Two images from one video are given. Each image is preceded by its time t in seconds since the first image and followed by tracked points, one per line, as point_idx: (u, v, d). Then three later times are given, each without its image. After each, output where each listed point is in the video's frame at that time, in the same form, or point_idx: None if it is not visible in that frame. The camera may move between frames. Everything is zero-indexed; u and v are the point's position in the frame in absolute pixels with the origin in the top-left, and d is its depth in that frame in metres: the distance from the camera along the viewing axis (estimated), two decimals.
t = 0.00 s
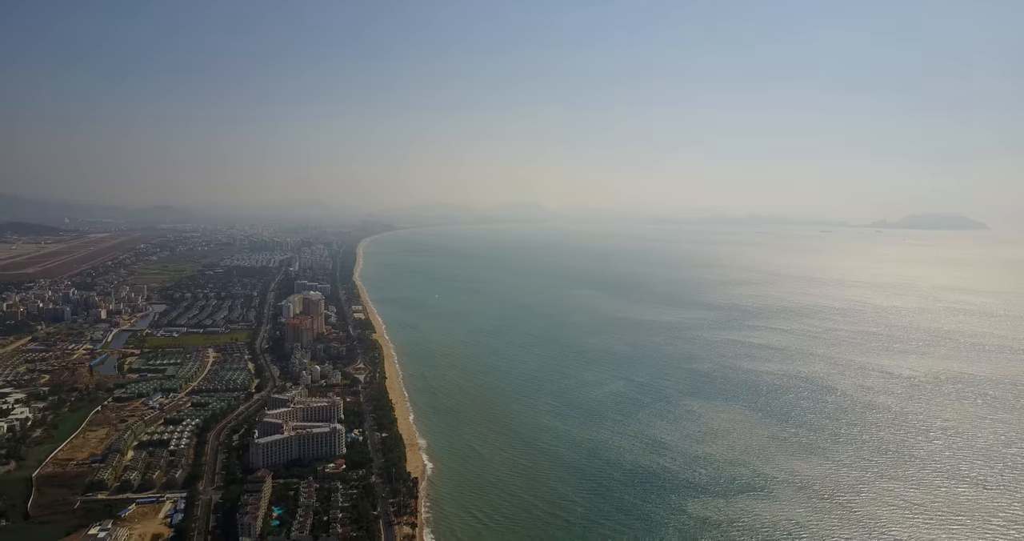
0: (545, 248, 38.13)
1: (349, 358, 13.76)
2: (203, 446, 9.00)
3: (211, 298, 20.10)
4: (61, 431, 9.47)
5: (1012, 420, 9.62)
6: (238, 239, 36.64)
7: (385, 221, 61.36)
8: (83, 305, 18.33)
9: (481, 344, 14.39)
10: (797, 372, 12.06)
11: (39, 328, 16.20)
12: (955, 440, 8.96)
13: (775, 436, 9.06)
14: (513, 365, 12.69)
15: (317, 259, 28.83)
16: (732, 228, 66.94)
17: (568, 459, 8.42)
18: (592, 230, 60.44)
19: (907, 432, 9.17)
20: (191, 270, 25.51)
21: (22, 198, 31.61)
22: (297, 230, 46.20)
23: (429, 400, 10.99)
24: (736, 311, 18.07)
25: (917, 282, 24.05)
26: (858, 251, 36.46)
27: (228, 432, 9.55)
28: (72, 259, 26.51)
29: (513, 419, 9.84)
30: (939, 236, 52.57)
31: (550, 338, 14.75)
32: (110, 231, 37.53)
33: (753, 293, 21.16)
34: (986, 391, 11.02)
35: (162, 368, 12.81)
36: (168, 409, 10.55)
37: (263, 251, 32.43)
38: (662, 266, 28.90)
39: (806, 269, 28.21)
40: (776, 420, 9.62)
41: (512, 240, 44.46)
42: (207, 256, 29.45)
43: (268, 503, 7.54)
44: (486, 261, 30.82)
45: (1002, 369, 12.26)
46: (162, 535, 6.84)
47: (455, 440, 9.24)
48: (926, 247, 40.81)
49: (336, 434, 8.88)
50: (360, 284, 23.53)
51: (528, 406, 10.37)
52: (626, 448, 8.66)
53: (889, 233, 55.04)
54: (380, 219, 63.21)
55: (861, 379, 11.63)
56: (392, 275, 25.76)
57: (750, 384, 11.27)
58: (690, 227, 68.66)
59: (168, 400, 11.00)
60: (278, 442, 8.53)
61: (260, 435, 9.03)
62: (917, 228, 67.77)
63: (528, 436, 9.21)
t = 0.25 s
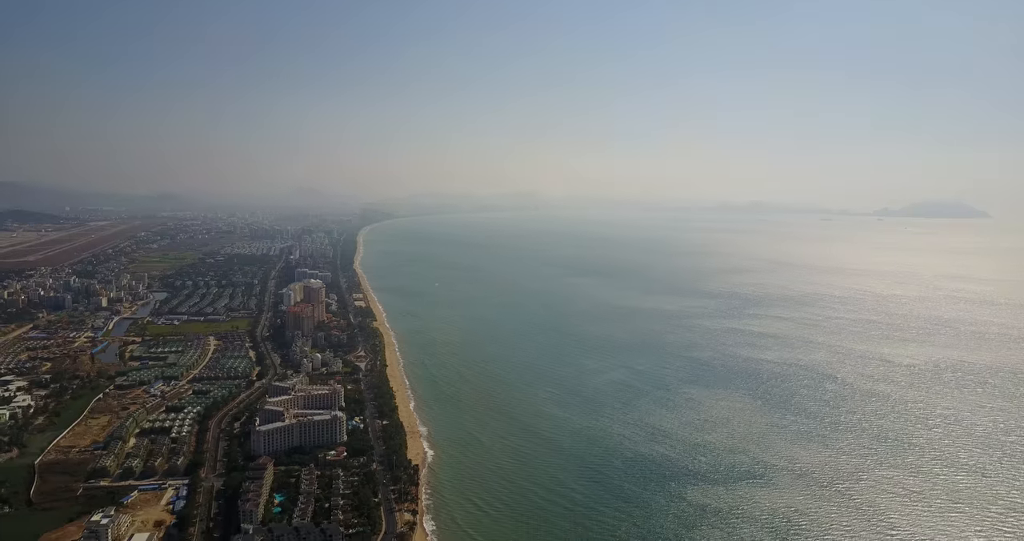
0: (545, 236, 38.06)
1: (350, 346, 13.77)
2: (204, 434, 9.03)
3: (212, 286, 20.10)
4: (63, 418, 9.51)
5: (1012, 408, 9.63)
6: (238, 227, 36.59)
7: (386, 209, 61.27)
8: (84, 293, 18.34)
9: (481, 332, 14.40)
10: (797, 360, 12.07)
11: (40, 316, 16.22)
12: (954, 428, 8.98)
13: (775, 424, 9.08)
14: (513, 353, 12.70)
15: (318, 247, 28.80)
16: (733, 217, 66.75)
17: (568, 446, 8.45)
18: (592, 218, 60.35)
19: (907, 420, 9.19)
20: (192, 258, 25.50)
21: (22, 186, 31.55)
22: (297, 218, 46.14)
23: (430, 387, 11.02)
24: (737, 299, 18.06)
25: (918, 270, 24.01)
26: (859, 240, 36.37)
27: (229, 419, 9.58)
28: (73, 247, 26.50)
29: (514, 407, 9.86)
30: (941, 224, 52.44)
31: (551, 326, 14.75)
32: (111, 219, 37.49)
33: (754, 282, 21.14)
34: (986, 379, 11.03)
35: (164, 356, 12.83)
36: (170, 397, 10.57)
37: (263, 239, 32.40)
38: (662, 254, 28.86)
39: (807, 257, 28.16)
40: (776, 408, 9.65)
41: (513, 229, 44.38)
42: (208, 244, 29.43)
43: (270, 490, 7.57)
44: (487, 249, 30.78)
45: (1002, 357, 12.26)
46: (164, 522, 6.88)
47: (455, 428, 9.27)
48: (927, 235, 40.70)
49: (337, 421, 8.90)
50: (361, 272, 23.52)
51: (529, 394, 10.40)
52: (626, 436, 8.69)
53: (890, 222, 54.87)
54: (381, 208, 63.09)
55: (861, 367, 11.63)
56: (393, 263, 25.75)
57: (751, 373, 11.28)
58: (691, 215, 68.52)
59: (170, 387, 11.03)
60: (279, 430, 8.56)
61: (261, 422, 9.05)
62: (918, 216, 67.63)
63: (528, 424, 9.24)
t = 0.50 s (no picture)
0: (546, 225, 38.02)
1: (351, 334, 13.79)
2: (206, 421, 9.05)
3: (213, 274, 20.10)
4: (65, 406, 9.54)
5: (1011, 397, 9.65)
6: (239, 216, 36.53)
7: (386, 197, 61.19)
8: (85, 281, 18.35)
9: (482, 320, 14.42)
10: (797, 349, 12.09)
11: (42, 304, 16.24)
12: (954, 416, 9.01)
13: (775, 412, 9.11)
14: (514, 341, 12.72)
15: (319, 236, 28.78)
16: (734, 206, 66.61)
17: (569, 435, 8.47)
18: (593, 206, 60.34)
19: (907, 409, 9.22)
20: (193, 247, 25.49)
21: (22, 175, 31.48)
22: (298, 206, 46.08)
23: (431, 376, 11.05)
24: (738, 287, 18.06)
25: (919, 259, 23.99)
26: (860, 229, 36.31)
27: (230, 407, 9.60)
28: (73, 236, 26.48)
29: (515, 396, 9.89)
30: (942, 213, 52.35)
31: (552, 314, 14.76)
32: (111, 207, 37.45)
33: (755, 270, 21.12)
34: (986, 367, 11.05)
35: (165, 344, 12.85)
36: (171, 384, 10.60)
37: (264, 228, 32.37)
38: (663, 243, 28.83)
39: (808, 246, 28.13)
40: (776, 397, 9.67)
41: (513, 217, 44.30)
42: (209, 233, 29.41)
43: (272, 477, 7.61)
44: (487, 238, 30.76)
45: (1003, 346, 12.27)
46: (166, 509, 6.91)
47: (456, 416, 9.30)
48: (928, 224, 40.62)
49: (338, 409, 8.92)
50: (362, 260, 23.52)
51: (529, 382, 10.42)
52: (627, 425, 8.71)
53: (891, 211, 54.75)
54: (381, 196, 62.97)
55: (861, 356, 11.66)
56: (393, 252, 25.73)
57: (751, 361, 11.31)
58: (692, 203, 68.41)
59: (171, 375, 11.06)
60: (280, 418, 8.58)
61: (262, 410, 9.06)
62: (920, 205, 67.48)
63: (529, 412, 9.27)
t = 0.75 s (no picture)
0: (546, 213, 37.98)
1: (352, 322, 13.80)
2: (208, 409, 9.08)
3: (213, 262, 20.09)
4: (67, 394, 9.57)
5: (1011, 385, 9.67)
6: (239, 204, 36.46)
7: (386, 186, 61.03)
8: (86, 270, 18.35)
9: (482, 309, 14.43)
10: (798, 337, 12.10)
11: (43, 292, 16.24)
12: (953, 404, 9.03)
13: (775, 400, 9.14)
14: (514, 330, 12.73)
15: (319, 224, 28.74)
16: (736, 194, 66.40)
17: (569, 423, 8.50)
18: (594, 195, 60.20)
19: (906, 397, 9.24)
20: (193, 235, 25.47)
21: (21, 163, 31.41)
22: (298, 194, 46.01)
23: (431, 364, 11.07)
24: (738, 276, 18.05)
25: (920, 248, 23.95)
26: (861, 217, 36.21)
27: (232, 395, 9.63)
28: (74, 224, 26.45)
29: (515, 384, 9.91)
30: (943, 201, 52.20)
31: (552, 303, 14.77)
32: (111, 196, 37.38)
33: (756, 259, 21.09)
34: (986, 356, 11.06)
35: (166, 332, 12.87)
36: (172, 373, 10.63)
37: (264, 216, 32.32)
38: (664, 231, 28.78)
39: (809, 235, 28.06)
40: (776, 385, 9.69)
41: (514, 206, 44.20)
42: (209, 221, 29.37)
43: (273, 465, 7.64)
44: (488, 226, 30.72)
45: (1002, 334, 12.28)
46: (168, 497, 6.95)
47: (456, 404, 9.33)
48: (929, 212, 40.53)
49: (339, 398, 8.94)
50: (362, 249, 23.50)
51: (530, 371, 10.43)
52: (627, 413, 8.73)
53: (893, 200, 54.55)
54: (382, 184, 62.81)
55: (861, 344, 11.66)
56: (394, 240, 25.70)
57: (751, 350, 11.32)
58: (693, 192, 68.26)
59: (172, 363, 11.09)
60: (281, 406, 8.60)
61: (263, 398, 9.09)
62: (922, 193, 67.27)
63: (529, 400, 9.29)
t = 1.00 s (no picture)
0: (547, 202, 37.90)
1: (352, 310, 13.80)
2: (209, 398, 9.10)
3: (214, 251, 20.06)
4: (68, 382, 9.59)
5: (1011, 374, 9.68)
6: (239, 192, 36.36)
7: (386, 174, 60.88)
8: (86, 258, 18.33)
9: (483, 298, 14.41)
10: (798, 326, 12.10)
11: (44, 281, 16.24)
12: (953, 393, 9.04)
13: (776, 388, 9.15)
14: (515, 318, 12.72)
15: (319, 213, 28.69)
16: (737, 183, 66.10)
17: (569, 412, 8.51)
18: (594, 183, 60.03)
19: (907, 385, 9.25)
20: (193, 224, 25.42)
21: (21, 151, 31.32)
22: (298, 183, 45.91)
23: (432, 352, 11.08)
24: (739, 265, 18.02)
25: (922, 236, 23.88)
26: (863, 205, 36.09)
27: (233, 383, 9.64)
28: (74, 213, 26.40)
29: (516, 372, 9.91)
30: (945, 190, 52.00)
31: (553, 291, 14.76)
32: (111, 184, 37.30)
33: (757, 248, 21.05)
34: (986, 344, 11.06)
35: (167, 321, 12.88)
36: (174, 361, 10.64)
37: (265, 205, 32.25)
38: (665, 220, 28.71)
39: (810, 224, 27.98)
40: (777, 373, 9.70)
41: (514, 194, 44.09)
42: (209, 210, 29.31)
43: (274, 453, 7.66)
44: (488, 215, 30.67)
45: (1003, 323, 12.27)
46: (170, 484, 6.97)
47: (457, 392, 9.34)
48: (932, 201, 40.33)
49: (340, 386, 8.96)
50: (363, 237, 23.47)
51: (531, 359, 10.44)
52: (627, 402, 8.74)
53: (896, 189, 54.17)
54: (382, 173, 62.61)
55: (861, 333, 11.66)
56: (394, 229, 25.67)
57: (752, 338, 11.32)
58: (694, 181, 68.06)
59: (174, 351, 11.10)
60: (282, 394, 8.61)
61: (264, 386, 9.10)
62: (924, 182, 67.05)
63: (529, 389, 9.29)
